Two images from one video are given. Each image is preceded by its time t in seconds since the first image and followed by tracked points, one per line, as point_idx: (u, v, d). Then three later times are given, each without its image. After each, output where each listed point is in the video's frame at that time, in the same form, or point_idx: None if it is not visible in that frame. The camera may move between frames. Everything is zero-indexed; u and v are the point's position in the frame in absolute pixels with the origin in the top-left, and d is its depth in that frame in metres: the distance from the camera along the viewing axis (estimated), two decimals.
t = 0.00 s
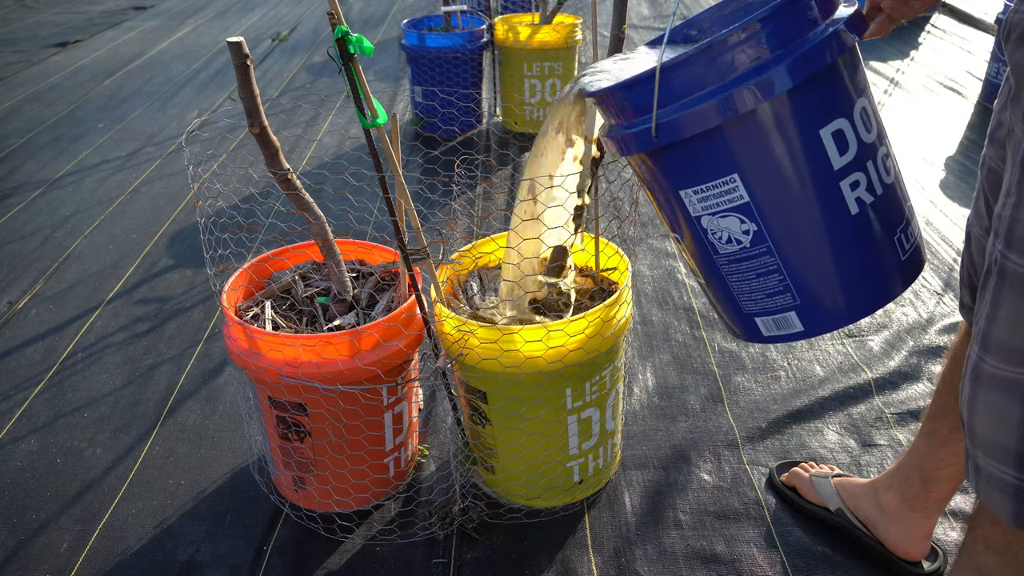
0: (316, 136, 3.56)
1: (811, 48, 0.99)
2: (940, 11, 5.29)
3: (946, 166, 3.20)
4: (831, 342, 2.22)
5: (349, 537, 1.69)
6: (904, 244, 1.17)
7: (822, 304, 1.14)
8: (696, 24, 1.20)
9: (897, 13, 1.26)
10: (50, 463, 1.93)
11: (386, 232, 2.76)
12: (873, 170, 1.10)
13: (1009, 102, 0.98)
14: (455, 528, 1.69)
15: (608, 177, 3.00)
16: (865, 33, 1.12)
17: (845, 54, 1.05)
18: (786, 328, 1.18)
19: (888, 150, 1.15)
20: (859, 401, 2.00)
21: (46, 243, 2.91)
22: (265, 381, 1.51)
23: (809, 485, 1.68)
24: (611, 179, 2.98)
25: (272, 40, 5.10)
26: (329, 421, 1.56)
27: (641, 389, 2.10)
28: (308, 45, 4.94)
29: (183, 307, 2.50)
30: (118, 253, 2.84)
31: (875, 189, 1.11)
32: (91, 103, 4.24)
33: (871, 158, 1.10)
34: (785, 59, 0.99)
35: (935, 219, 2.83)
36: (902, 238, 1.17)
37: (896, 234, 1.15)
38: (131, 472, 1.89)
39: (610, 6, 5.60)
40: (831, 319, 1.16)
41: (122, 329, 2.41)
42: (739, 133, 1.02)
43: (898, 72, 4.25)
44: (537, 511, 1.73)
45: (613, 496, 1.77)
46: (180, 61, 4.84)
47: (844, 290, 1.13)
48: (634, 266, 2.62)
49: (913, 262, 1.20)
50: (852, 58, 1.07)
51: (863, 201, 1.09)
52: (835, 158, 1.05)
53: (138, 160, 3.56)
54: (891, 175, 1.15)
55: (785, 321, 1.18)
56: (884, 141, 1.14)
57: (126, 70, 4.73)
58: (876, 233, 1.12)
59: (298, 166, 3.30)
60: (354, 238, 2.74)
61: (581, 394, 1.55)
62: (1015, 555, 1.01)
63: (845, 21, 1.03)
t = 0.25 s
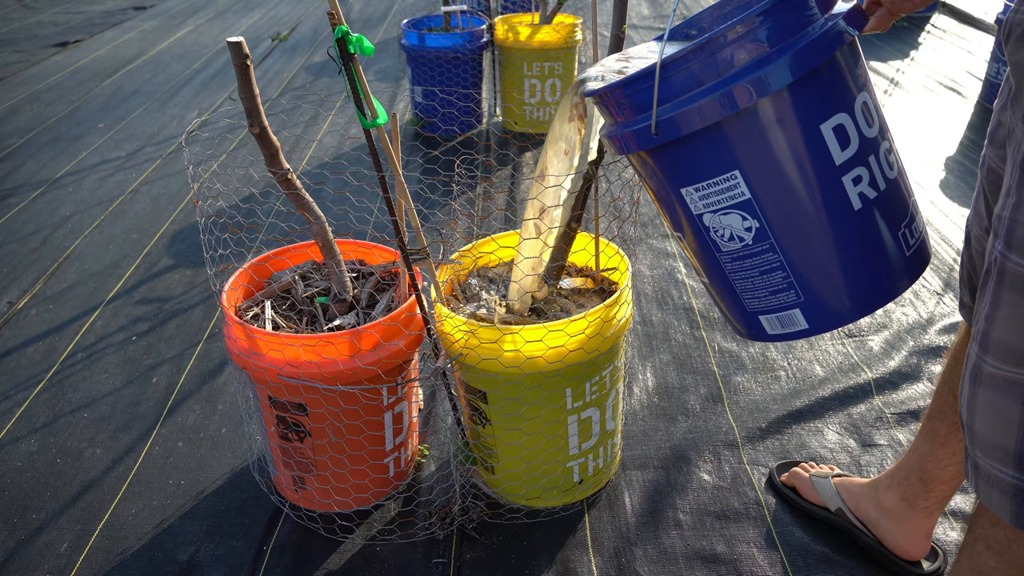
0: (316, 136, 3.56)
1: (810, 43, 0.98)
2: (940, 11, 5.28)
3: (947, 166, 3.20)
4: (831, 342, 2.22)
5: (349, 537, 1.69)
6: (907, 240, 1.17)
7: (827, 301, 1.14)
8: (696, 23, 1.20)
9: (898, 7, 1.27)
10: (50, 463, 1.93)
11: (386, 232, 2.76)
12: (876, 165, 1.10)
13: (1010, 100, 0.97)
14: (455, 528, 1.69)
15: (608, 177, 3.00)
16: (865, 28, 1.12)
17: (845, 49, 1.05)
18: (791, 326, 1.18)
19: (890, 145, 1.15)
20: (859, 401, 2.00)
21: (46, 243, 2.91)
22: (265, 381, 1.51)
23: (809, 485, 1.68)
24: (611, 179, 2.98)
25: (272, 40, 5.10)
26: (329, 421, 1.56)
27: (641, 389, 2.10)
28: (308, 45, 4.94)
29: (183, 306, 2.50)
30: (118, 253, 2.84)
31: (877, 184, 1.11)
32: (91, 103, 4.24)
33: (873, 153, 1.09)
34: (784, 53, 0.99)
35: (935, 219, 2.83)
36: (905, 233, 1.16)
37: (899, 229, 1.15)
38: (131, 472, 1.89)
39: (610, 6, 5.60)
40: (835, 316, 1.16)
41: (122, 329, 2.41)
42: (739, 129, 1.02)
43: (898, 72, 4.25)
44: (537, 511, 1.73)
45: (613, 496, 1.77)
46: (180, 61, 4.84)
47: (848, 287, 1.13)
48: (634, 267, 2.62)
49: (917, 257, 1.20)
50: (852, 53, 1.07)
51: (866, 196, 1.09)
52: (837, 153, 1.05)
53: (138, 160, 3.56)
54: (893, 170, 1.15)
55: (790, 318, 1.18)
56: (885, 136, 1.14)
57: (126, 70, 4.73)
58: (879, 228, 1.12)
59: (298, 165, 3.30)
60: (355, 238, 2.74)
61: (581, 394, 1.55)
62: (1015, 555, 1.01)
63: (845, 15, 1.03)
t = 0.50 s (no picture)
0: (316, 136, 3.56)
1: (811, 41, 0.98)
2: (940, 11, 5.28)
3: (947, 166, 3.20)
4: (831, 342, 2.22)
5: (349, 537, 1.69)
6: (909, 239, 1.17)
7: (830, 300, 1.14)
8: (696, 23, 1.20)
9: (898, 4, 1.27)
10: (50, 463, 1.93)
11: (386, 232, 2.76)
12: (878, 163, 1.10)
13: (1011, 101, 0.98)
14: (455, 528, 1.69)
15: (608, 177, 3.00)
16: (865, 26, 1.12)
17: (845, 47, 1.05)
18: (794, 325, 1.18)
19: (891, 143, 1.15)
20: (859, 401, 2.00)
21: (46, 243, 2.91)
22: (265, 381, 1.51)
23: (809, 485, 1.68)
24: (611, 179, 2.98)
25: (272, 40, 5.10)
26: (329, 421, 1.56)
27: (641, 389, 2.10)
28: (308, 45, 4.94)
29: (183, 306, 2.50)
30: (118, 253, 2.84)
31: (879, 182, 1.11)
32: (91, 103, 4.24)
33: (874, 150, 1.09)
34: (785, 51, 0.99)
35: (935, 219, 2.83)
36: (908, 231, 1.16)
37: (901, 227, 1.15)
38: (131, 472, 1.89)
39: (610, 6, 5.60)
40: (838, 315, 1.15)
41: (122, 328, 2.41)
42: (740, 129, 1.02)
43: (898, 72, 4.25)
44: (536, 511, 1.73)
45: (613, 496, 1.77)
46: (180, 61, 4.84)
47: (850, 286, 1.13)
48: (634, 267, 2.62)
49: (919, 255, 1.20)
50: (852, 51, 1.07)
51: (868, 195, 1.09)
52: (838, 151, 1.05)
53: (138, 160, 3.55)
54: (895, 167, 1.15)
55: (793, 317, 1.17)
56: (887, 134, 1.14)
57: (126, 70, 4.73)
58: (882, 226, 1.12)
59: (298, 165, 3.30)
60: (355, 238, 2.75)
61: (581, 394, 1.55)
62: (1014, 556, 1.01)
63: (843, 14, 1.03)
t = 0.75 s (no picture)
0: (316, 136, 3.56)
1: (810, 37, 0.98)
2: (940, 11, 5.28)
3: (947, 166, 3.20)
4: (831, 342, 2.22)
5: (349, 537, 1.69)
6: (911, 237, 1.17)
7: (831, 298, 1.14)
8: (696, 22, 1.20)
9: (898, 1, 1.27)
10: (50, 463, 1.93)
11: (386, 232, 2.77)
12: (878, 160, 1.10)
13: (1011, 100, 0.97)
14: (455, 528, 1.69)
15: (608, 177, 3.00)
16: (865, 23, 1.12)
17: (845, 43, 1.05)
18: (795, 324, 1.18)
19: (892, 139, 1.15)
20: (859, 401, 2.00)
21: (46, 243, 2.91)
22: (265, 381, 1.51)
23: (809, 485, 1.68)
24: (611, 179, 2.98)
25: (272, 40, 5.10)
26: (329, 421, 1.56)
27: (641, 389, 2.10)
28: (308, 45, 4.94)
29: (183, 306, 2.50)
30: (118, 253, 2.84)
31: (880, 179, 1.10)
32: (91, 103, 4.24)
33: (874, 148, 1.09)
34: (784, 47, 0.99)
35: (935, 219, 2.83)
36: (909, 228, 1.16)
37: (903, 224, 1.15)
38: (131, 472, 1.89)
39: (610, 6, 5.60)
40: (839, 313, 1.15)
41: (122, 328, 2.40)
42: (740, 126, 1.02)
43: (898, 72, 4.25)
44: (536, 511, 1.73)
45: (613, 496, 1.77)
46: (180, 61, 4.84)
47: (852, 284, 1.13)
48: (634, 267, 2.63)
49: (921, 252, 1.20)
50: (852, 48, 1.07)
51: (868, 191, 1.09)
52: (839, 148, 1.05)
53: (138, 160, 3.56)
54: (896, 165, 1.15)
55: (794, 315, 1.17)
56: (887, 131, 1.14)
57: (126, 70, 4.73)
58: (883, 224, 1.12)
59: (298, 166, 3.30)
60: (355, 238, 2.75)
61: (581, 394, 1.55)
62: (1015, 556, 1.01)
63: (843, 10, 1.03)
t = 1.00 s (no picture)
0: (316, 136, 3.56)
1: (809, 37, 0.98)
2: (940, 11, 5.28)
3: (947, 166, 3.20)
4: (831, 342, 2.22)
5: (349, 537, 1.69)
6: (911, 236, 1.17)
7: (831, 297, 1.14)
8: (695, 22, 1.20)
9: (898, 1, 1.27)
10: (50, 463, 1.93)
11: (386, 232, 2.77)
12: (878, 160, 1.10)
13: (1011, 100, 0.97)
14: (455, 528, 1.69)
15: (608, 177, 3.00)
16: (865, 21, 1.12)
17: (845, 42, 1.05)
18: (796, 324, 1.18)
19: (892, 139, 1.15)
20: (859, 401, 2.01)
21: (46, 243, 2.91)
22: (265, 381, 1.51)
23: (809, 485, 1.68)
24: (611, 179, 2.98)
25: (273, 39, 5.10)
26: (329, 421, 1.56)
27: (641, 389, 2.10)
28: (308, 45, 4.94)
29: (183, 306, 2.50)
30: (118, 253, 2.84)
31: (880, 178, 1.10)
32: (91, 103, 4.24)
33: (874, 147, 1.09)
34: (784, 47, 0.98)
35: (935, 219, 2.83)
36: (910, 227, 1.16)
37: (904, 224, 1.15)
38: (131, 472, 1.89)
39: (610, 6, 5.60)
40: (840, 313, 1.16)
41: (122, 328, 2.40)
42: (740, 126, 1.02)
43: (899, 72, 4.25)
44: (537, 511, 1.73)
45: (613, 496, 1.77)
46: (180, 61, 4.84)
47: (852, 285, 1.13)
48: (634, 267, 2.62)
49: (922, 252, 1.20)
50: (851, 48, 1.07)
51: (868, 191, 1.09)
52: (839, 148, 1.05)
53: (138, 160, 3.55)
54: (896, 164, 1.15)
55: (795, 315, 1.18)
56: (887, 131, 1.14)
57: (126, 70, 4.73)
58: (883, 223, 1.12)
59: (298, 166, 3.30)
60: (355, 238, 2.75)
61: (581, 394, 1.55)
62: (1015, 556, 1.01)
63: (843, 10, 1.03)
